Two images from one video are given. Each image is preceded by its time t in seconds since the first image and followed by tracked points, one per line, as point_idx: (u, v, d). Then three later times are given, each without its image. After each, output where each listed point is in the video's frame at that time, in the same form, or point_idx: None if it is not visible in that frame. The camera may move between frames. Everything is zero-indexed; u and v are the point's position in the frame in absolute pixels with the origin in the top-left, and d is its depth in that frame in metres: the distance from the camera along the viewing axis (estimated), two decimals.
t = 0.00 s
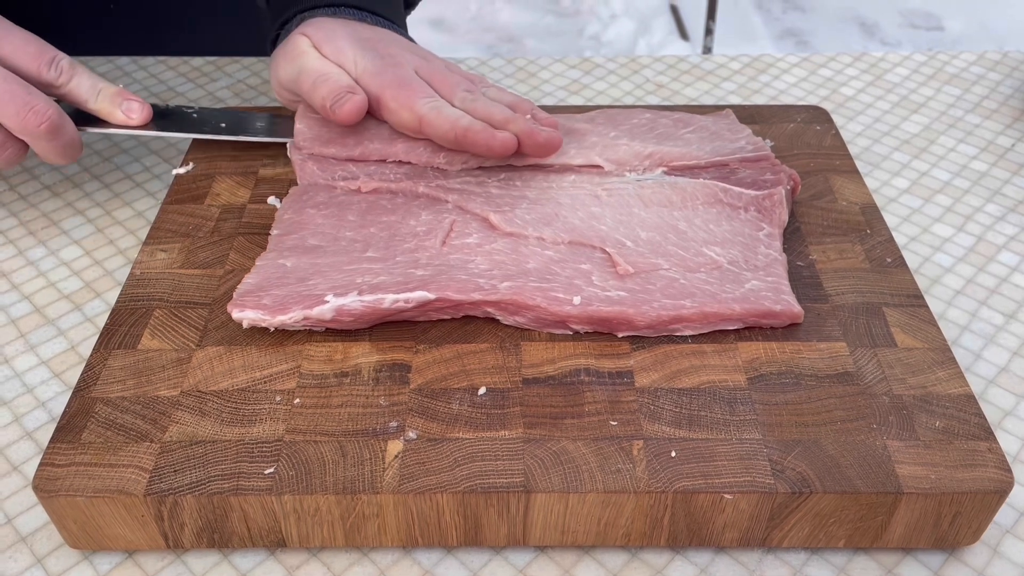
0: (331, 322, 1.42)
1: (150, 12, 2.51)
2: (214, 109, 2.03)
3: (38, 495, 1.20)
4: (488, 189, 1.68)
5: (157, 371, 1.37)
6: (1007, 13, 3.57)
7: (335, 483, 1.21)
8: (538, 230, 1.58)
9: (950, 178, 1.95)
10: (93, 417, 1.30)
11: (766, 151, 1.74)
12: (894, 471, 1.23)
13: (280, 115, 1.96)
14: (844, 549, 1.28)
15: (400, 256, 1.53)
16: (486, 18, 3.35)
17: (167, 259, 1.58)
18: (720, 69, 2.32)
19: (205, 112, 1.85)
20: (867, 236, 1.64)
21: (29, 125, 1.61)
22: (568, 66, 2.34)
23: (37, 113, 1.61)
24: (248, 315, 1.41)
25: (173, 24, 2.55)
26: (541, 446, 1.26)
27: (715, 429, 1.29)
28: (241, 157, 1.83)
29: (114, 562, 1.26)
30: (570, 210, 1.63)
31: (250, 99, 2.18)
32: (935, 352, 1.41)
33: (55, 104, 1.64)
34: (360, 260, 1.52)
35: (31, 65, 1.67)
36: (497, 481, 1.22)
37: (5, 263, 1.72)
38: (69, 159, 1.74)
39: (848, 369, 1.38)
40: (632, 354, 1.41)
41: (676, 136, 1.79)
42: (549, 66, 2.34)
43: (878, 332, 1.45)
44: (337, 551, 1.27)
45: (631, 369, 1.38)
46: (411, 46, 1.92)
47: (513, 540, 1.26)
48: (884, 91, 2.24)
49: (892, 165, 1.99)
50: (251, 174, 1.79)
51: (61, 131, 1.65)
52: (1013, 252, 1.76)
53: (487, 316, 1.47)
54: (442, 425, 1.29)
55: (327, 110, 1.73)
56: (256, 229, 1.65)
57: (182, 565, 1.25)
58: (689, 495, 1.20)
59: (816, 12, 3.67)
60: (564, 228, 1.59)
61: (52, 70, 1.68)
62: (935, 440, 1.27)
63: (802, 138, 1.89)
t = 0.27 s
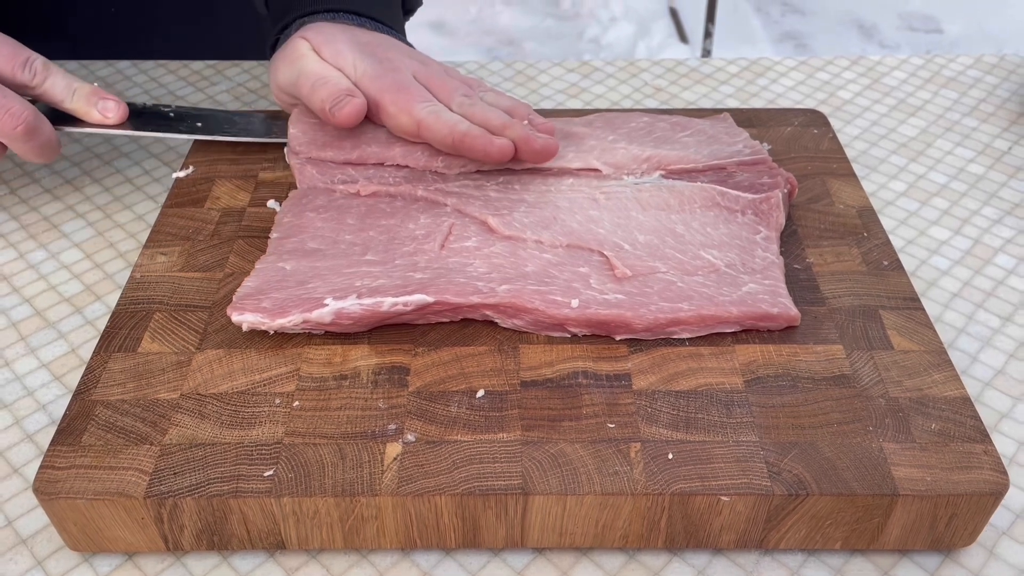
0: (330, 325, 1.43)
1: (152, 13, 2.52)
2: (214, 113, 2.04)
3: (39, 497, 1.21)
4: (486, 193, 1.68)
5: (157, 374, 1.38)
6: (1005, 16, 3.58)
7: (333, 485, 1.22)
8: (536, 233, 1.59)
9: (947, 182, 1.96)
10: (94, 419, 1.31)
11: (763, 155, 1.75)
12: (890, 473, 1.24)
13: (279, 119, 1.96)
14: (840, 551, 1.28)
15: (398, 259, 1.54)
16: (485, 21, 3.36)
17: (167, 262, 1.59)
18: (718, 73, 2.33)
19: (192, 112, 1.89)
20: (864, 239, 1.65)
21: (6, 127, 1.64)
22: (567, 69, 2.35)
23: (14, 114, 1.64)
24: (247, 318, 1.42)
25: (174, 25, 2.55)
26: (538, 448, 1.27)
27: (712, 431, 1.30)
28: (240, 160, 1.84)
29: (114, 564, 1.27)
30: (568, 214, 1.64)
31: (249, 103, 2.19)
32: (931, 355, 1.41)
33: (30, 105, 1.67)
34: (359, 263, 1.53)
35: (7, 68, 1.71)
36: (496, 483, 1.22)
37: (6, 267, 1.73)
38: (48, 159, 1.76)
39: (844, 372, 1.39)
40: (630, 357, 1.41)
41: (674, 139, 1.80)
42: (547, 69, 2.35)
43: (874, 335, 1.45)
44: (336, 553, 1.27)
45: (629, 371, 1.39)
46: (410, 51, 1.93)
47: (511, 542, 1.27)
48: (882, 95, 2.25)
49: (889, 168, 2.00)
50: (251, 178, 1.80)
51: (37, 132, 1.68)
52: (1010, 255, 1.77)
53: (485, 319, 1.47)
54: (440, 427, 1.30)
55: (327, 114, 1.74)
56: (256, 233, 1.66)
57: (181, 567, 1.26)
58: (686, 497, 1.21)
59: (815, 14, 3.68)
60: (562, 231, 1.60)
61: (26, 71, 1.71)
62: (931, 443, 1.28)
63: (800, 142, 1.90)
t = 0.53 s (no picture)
0: (328, 329, 1.43)
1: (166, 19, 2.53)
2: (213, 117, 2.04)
3: (37, 500, 1.21)
4: (484, 196, 1.69)
5: (155, 377, 1.38)
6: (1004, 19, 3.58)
7: (331, 489, 1.22)
8: (533, 236, 1.59)
9: (943, 185, 1.96)
10: (92, 423, 1.31)
11: (760, 158, 1.75)
12: (886, 476, 1.24)
13: (278, 123, 1.97)
14: (837, 554, 1.28)
15: (396, 262, 1.54)
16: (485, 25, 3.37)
17: (165, 265, 1.59)
18: (716, 76, 2.33)
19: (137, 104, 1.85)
20: (860, 242, 1.65)
21: None
22: (565, 73, 2.36)
23: None
24: (244, 321, 1.42)
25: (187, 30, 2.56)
26: (535, 451, 1.27)
27: (708, 434, 1.30)
28: (239, 164, 1.85)
29: (112, 567, 1.27)
30: (565, 217, 1.64)
31: (249, 106, 2.20)
32: (927, 358, 1.42)
33: None
34: (356, 267, 1.53)
35: None
36: (492, 487, 1.23)
37: (5, 270, 1.73)
38: None
39: (841, 375, 1.39)
40: (627, 360, 1.42)
41: (671, 143, 1.81)
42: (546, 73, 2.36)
43: (870, 338, 1.46)
44: (333, 556, 1.28)
45: (626, 375, 1.39)
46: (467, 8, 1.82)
47: (508, 545, 1.27)
48: (879, 98, 2.26)
49: (886, 172, 2.01)
50: (249, 181, 1.80)
51: None
52: (1006, 258, 1.77)
53: (482, 322, 1.48)
54: (437, 431, 1.30)
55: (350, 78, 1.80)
56: (254, 236, 1.66)
57: (179, 570, 1.26)
58: (682, 500, 1.21)
59: (814, 17, 3.68)
60: (559, 234, 1.60)
61: None
62: (926, 446, 1.28)
63: (797, 145, 1.90)
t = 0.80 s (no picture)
0: (326, 334, 1.43)
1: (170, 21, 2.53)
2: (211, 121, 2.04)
3: (33, 508, 1.21)
4: (482, 201, 1.69)
5: (152, 383, 1.38)
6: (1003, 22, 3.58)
7: (328, 495, 1.22)
8: (532, 241, 1.59)
9: (943, 189, 1.96)
10: (88, 429, 1.31)
11: (758, 163, 1.75)
12: (885, 482, 1.24)
13: (276, 127, 1.97)
14: (836, 560, 1.28)
15: (394, 267, 1.54)
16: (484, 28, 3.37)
17: (162, 271, 1.59)
18: (715, 80, 2.33)
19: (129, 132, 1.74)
20: (859, 247, 1.65)
21: None
22: (564, 77, 2.35)
23: None
24: (242, 327, 1.42)
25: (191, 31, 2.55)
26: (533, 457, 1.27)
27: (707, 440, 1.29)
28: (237, 168, 1.85)
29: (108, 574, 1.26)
30: (564, 222, 1.64)
31: (247, 111, 2.19)
32: (926, 363, 1.41)
33: None
34: (354, 272, 1.53)
35: None
36: (491, 493, 1.22)
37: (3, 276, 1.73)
38: None
39: (840, 380, 1.39)
40: (626, 365, 1.41)
41: (670, 147, 1.80)
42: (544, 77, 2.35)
43: (869, 343, 1.45)
44: (331, 563, 1.27)
45: (624, 380, 1.38)
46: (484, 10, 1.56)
47: (506, 551, 1.27)
48: (878, 102, 2.26)
49: (885, 176, 2.00)
50: (247, 186, 1.80)
51: None
52: (1006, 263, 1.77)
53: (481, 327, 1.47)
54: (435, 437, 1.30)
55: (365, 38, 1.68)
56: (252, 241, 1.66)
57: None
58: (681, 507, 1.21)
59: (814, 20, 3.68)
60: (557, 239, 1.60)
61: None
62: (926, 451, 1.28)
63: (796, 149, 1.90)
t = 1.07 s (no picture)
0: (325, 340, 1.42)
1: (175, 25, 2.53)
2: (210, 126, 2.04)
3: (31, 516, 1.20)
4: (482, 206, 1.68)
5: (150, 390, 1.37)
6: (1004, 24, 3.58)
7: (327, 504, 1.21)
8: (532, 247, 1.58)
9: (944, 193, 1.95)
10: (86, 437, 1.30)
11: (760, 167, 1.74)
12: (888, 490, 1.23)
13: (276, 132, 1.96)
14: (838, 568, 1.27)
15: (393, 273, 1.53)
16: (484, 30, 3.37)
17: (161, 277, 1.58)
18: (715, 84, 2.32)
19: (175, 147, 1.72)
20: (861, 252, 1.64)
21: None
22: (564, 80, 2.35)
23: None
24: (241, 333, 1.41)
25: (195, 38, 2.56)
26: (534, 465, 1.26)
27: (709, 448, 1.29)
28: (236, 173, 1.84)
29: None
30: (564, 227, 1.63)
31: (246, 115, 2.19)
32: (929, 370, 1.41)
33: None
34: (354, 278, 1.52)
35: None
36: (491, 501, 1.21)
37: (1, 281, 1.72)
38: None
39: (842, 387, 1.38)
40: (627, 371, 1.41)
41: (670, 151, 1.80)
42: (544, 80, 2.35)
43: (872, 349, 1.45)
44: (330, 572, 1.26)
45: (625, 387, 1.38)
46: None
47: (507, 560, 1.26)
48: (879, 106, 2.25)
49: (886, 180, 2.00)
50: (246, 192, 1.79)
51: None
52: (1008, 267, 1.76)
53: (481, 334, 1.47)
54: (435, 444, 1.29)
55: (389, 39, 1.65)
56: (251, 247, 1.65)
57: None
58: (682, 515, 1.20)
59: (814, 22, 3.68)
60: (558, 244, 1.59)
61: None
62: (929, 459, 1.27)
63: (797, 153, 1.89)
